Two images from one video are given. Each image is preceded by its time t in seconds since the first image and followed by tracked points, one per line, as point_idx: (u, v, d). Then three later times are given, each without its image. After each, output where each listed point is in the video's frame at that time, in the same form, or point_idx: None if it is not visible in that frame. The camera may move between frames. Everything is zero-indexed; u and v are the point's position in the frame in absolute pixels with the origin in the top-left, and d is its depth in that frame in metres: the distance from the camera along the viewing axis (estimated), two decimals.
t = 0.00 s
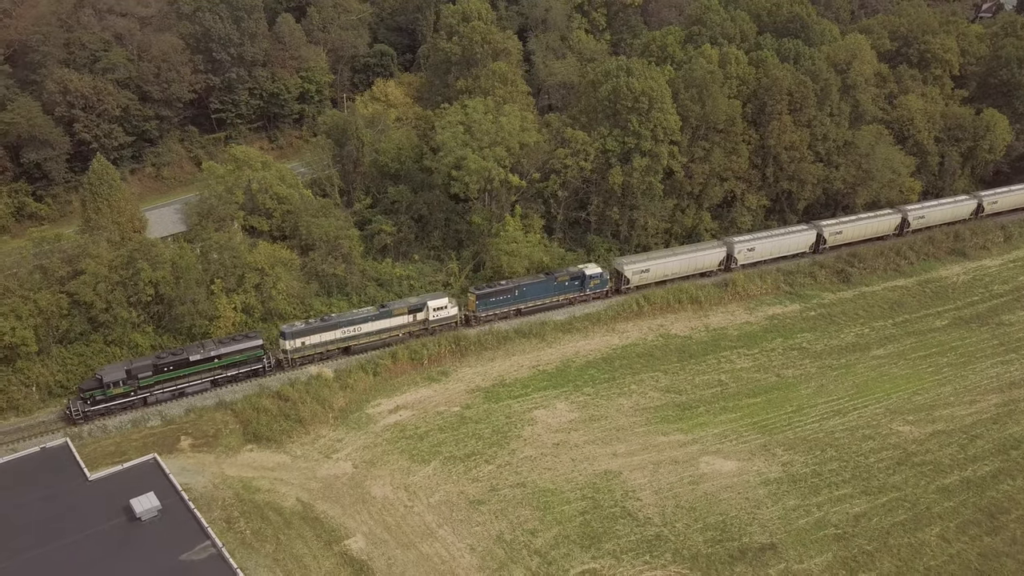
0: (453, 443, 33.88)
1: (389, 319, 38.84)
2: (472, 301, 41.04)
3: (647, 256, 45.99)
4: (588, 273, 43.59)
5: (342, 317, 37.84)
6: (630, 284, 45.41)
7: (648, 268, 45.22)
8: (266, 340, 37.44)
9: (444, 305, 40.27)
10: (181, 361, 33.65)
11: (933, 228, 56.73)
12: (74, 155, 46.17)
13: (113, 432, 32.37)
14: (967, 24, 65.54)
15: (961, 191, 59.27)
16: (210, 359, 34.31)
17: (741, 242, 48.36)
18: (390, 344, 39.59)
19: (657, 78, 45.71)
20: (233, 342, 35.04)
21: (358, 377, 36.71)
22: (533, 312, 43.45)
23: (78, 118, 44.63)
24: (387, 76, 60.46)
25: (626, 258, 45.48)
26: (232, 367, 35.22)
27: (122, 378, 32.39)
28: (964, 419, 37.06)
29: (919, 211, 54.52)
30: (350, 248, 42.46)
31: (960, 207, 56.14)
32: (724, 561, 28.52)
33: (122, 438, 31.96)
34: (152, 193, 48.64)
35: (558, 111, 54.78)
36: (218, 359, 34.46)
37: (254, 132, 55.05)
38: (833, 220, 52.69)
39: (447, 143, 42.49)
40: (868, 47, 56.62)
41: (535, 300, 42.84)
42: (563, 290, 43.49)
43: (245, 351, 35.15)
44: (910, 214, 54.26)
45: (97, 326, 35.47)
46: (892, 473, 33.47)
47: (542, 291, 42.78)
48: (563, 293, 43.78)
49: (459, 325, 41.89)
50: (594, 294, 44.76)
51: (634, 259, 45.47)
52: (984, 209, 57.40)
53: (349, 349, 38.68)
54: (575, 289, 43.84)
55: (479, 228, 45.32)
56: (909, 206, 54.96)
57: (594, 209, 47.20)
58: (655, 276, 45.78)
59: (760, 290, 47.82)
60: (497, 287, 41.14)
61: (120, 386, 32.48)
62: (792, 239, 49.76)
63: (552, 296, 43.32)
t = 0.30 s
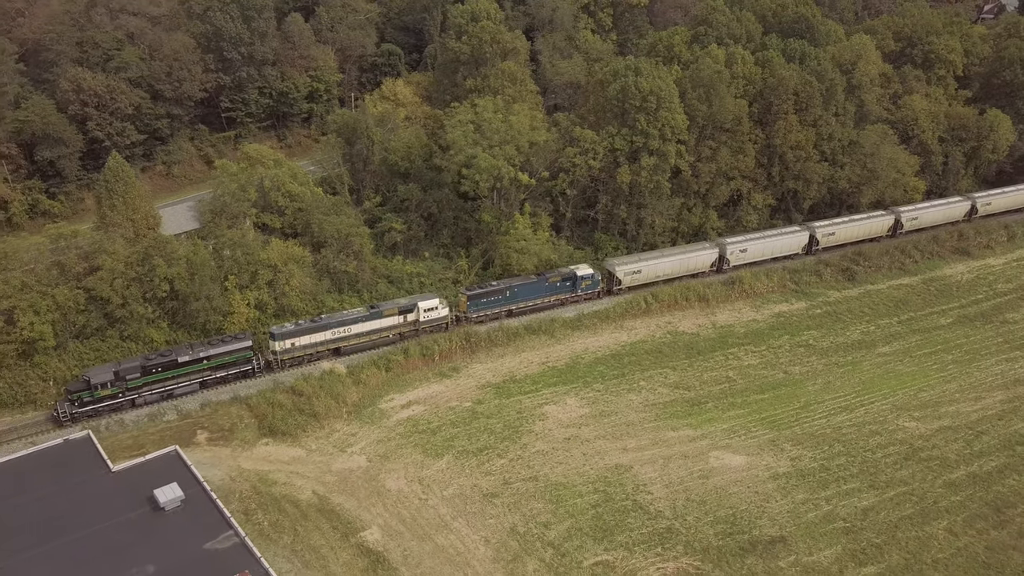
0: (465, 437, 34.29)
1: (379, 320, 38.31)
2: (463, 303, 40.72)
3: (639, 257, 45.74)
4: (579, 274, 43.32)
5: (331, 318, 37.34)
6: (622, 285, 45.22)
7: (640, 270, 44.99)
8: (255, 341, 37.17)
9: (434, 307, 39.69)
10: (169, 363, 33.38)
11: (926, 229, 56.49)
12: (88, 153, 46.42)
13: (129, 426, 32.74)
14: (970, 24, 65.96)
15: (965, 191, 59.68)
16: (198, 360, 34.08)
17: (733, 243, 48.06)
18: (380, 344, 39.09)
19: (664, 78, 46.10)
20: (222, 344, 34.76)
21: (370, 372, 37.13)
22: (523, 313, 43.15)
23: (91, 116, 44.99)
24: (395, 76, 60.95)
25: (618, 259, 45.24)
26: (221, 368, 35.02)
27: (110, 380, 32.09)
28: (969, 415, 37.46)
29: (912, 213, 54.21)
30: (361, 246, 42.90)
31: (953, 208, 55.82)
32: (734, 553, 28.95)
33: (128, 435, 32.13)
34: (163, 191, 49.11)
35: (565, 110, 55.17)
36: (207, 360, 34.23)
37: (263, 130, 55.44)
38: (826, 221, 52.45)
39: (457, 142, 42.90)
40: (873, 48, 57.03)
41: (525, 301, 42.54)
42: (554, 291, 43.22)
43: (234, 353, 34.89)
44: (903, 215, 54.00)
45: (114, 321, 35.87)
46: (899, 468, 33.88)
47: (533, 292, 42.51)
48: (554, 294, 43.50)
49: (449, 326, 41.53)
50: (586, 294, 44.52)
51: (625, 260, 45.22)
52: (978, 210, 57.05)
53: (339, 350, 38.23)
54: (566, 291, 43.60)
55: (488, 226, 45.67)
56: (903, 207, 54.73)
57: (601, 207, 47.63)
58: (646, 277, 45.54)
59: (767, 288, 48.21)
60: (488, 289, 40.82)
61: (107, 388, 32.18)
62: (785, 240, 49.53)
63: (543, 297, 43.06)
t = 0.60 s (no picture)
0: (479, 431, 34.72)
1: (371, 321, 38.45)
2: (456, 303, 40.89)
3: (632, 258, 45.91)
4: (572, 275, 43.42)
5: (323, 319, 37.40)
6: (615, 286, 45.41)
7: (632, 271, 45.17)
8: (246, 342, 37.12)
9: (427, 307, 39.87)
10: (160, 364, 33.34)
11: (921, 231, 56.75)
12: (101, 151, 46.90)
13: (149, 420, 33.13)
14: (974, 25, 66.42)
15: (969, 190, 60.15)
16: (190, 361, 34.03)
17: (726, 244, 48.15)
18: (372, 345, 39.24)
19: (673, 77, 46.54)
20: (214, 344, 34.74)
21: (384, 367, 37.54)
22: (516, 313, 43.31)
23: (105, 114, 45.43)
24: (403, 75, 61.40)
25: (611, 260, 45.42)
26: (213, 370, 34.94)
27: (100, 381, 32.09)
28: (977, 410, 37.91)
29: (907, 214, 54.35)
30: (374, 243, 43.39)
31: (947, 209, 56.13)
32: (747, 545, 29.38)
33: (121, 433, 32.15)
34: (176, 189, 49.41)
35: (574, 109, 55.62)
36: (197, 361, 34.18)
37: (274, 129, 55.86)
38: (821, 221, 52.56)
39: (469, 140, 43.33)
40: (879, 48, 57.50)
41: (518, 302, 42.69)
42: (547, 291, 43.35)
43: (226, 354, 34.86)
44: (898, 216, 54.16)
45: (132, 317, 36.33)
46: (908, 462, 34.30)
47: (525, 293, 42.64)
48: (547, 294, 43.60)
49: (442, 327, 41.68)
50: (579, 295, 44.66)
51: (619, 261, 45.42)
52: (972, 211, 57.38)
53: (331, 351, 38.35)
54: (559, 291, 43.71)
55: (499, 223, 46.04)
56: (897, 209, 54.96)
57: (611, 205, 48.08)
58: (639, 278, 45.72)
59: (774, 285, 48.61)
60: (480, 290, 40.98)
61: (97, 389, 32.17)
62: (778, 241, 49.61)
63: (537, 297, 43.16)
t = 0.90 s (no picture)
0: (494, 425, 35.16)
1: (365, 322, 38.24)
2: (450, 304, 40.76)
3: (627, 258, 45.91)
4: (566, 275, 43.38)
5: (317, 319, 37.21)
6: (609, 286, 45.39)
7: (627, 271, 45.15)
8: (239, 342, 36.92)
9: (421, 307, 39.72)
10: (153, 365, 33.14)
11: (916, 231, 56.78)
12: (117, 149, 47.30)
13: (169, 414, 33.56)
14: (980, 26, 66.79)
15: (974, 189, 60.58)
16: (182, 362, 33.83)
17: (721, 245, 48.08)
18: (365, 346, 39.00)
19: (683, 77, 46.99)
20: (207, 345, 34.59)
21: (399, 362, 38.00)
22: (510, 313, 43.21)
23: (121, 112, 45.84)
24: (413, 74, 61.83)
25: (606, 260, 45.37)
26: (205, 370, 34.79)
27: (92, 382, 31.82)
28: (984, 406, 38.36)
29: (902, 215, 54.40)
30: (388, 240, 43.89)
31: (943, 210, 56.15)
32: (761, 537, 29.83)
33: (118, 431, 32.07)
34: (189, 186, 49.79)
35: (583, 109, 56.06)
36: (190, 362, 33.99)
37: (285, 127, 56.28)
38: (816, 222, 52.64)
39: (481, 138, 43.73)
40: (885, 48, 57.96)
41: (512, 302, 42.62)
42: (541, 292, 43.27)
43: (219, 355, 34.71)
44: (893, 217, 54.27)
45: (151, 312, 36.77)
46: (918, 457, 34.74)
47: (519, 294, 42.53)
48: (542, 294, 43.52)
49: (436, 327, 41.54)
50: (573, 295, 44.58)
51: (613, 261, 45.40)
52: (968, 213, 57.40)
53: (324, 351, 38.13)
54: (554, 291, 43.58)
55: (510, 221, 46.49)
56: (893, 210, 54.97)
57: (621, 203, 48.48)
58: (634, 279, 45.71)
59: (783, 283, 49.06)
60: (474, 290, 40.83)
61: (89, 390, 31.93)
62: (774, 241, 49.52)
63: (531, 298, 43.07)
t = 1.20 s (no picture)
0: (511, 419, 35.63)
1: (360, 322, 38.11)
2: (445, 303, 40.77)
3: (623, 258, 45.94)
4: (562, 275, 43.33)
5: (312, 319, 37.11)
6: (605, 287, 45.39)
7: (622, 271, 45.16)
8: (234, 342, 36.93)
9: (416, 307, 39.66)
10: (148, 365, 33.14)
11: (912, 232, 56.84)
12: (133, 146, 47.89)
13: (191, 407, 34.05)
14: (986, 26, 67.16)
15: (980, 188, 61.03)
16: (177, 362, 33.87)
17: (716, 245, 48.12)
18: (360, 347, 38.84)
19: (694, 75, 47.43)
20: (201, 345, 34.63)
21: (416, 357, 38.48)
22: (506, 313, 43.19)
23: (138, 110, 46.34)
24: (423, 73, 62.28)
25: (602, 260, 45.39)
26: (200, 371, 34.78)
27: (86, 383, 31.81)
28: (994, 402, 38.80)
29: (898, 215, 54.42)
30: (403, 236, 44.41)
31: (939, 211, 56.18)
32: (776, 528, 30.29)
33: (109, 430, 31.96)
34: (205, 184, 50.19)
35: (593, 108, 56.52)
36: (185, 363, 34.02)
37: (297, 125, 56.75)
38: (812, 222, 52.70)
39: (495, 136, 44.13)
40: (893, 48, 58.41)
41: (508, 302, 42.61)
42: (537, 292, 43.25)
43: (214, 355, 34.73)
44: (889, 217, 54.33)
45: (170, 307, 37.28)
46: (929, 451, 35.18)
47: (515, 293, 42.54)
48: (537, 294, 43.50)
49: (431, 328, 41.51)
50: (568, 295, 44.54)
51: (609, 261, 45.40)
52: (964, 214, 57.44)
53: (320, 352, 38.02)
54: (549, 291, 43.55)
55: (522, 218, 47.03)
56: (889, 211, 55.00)
57: (632, 201, 48.91)
58: (629, 279, 45.73)
59: (792, 280, 49.51)
60: (469, 290, 40.88)
61: (84, 390, 31.90)
62: (770, 242, 49.57)
63: (526, 298, 43.05)
